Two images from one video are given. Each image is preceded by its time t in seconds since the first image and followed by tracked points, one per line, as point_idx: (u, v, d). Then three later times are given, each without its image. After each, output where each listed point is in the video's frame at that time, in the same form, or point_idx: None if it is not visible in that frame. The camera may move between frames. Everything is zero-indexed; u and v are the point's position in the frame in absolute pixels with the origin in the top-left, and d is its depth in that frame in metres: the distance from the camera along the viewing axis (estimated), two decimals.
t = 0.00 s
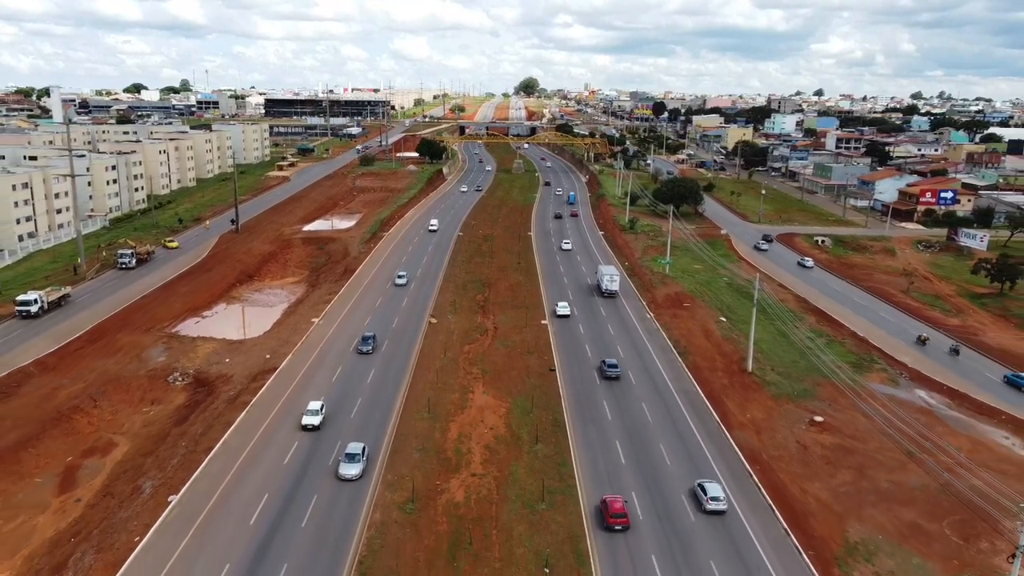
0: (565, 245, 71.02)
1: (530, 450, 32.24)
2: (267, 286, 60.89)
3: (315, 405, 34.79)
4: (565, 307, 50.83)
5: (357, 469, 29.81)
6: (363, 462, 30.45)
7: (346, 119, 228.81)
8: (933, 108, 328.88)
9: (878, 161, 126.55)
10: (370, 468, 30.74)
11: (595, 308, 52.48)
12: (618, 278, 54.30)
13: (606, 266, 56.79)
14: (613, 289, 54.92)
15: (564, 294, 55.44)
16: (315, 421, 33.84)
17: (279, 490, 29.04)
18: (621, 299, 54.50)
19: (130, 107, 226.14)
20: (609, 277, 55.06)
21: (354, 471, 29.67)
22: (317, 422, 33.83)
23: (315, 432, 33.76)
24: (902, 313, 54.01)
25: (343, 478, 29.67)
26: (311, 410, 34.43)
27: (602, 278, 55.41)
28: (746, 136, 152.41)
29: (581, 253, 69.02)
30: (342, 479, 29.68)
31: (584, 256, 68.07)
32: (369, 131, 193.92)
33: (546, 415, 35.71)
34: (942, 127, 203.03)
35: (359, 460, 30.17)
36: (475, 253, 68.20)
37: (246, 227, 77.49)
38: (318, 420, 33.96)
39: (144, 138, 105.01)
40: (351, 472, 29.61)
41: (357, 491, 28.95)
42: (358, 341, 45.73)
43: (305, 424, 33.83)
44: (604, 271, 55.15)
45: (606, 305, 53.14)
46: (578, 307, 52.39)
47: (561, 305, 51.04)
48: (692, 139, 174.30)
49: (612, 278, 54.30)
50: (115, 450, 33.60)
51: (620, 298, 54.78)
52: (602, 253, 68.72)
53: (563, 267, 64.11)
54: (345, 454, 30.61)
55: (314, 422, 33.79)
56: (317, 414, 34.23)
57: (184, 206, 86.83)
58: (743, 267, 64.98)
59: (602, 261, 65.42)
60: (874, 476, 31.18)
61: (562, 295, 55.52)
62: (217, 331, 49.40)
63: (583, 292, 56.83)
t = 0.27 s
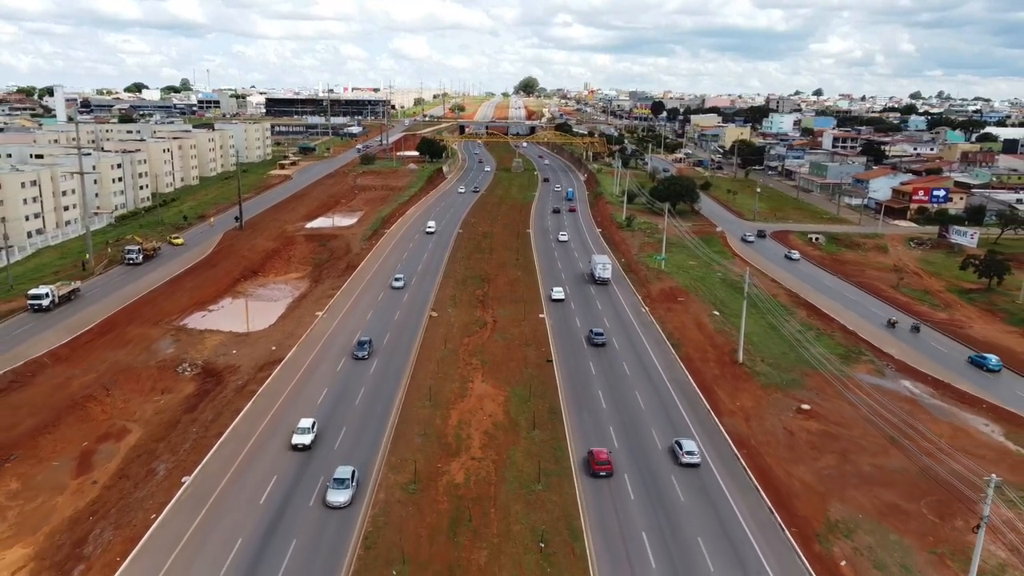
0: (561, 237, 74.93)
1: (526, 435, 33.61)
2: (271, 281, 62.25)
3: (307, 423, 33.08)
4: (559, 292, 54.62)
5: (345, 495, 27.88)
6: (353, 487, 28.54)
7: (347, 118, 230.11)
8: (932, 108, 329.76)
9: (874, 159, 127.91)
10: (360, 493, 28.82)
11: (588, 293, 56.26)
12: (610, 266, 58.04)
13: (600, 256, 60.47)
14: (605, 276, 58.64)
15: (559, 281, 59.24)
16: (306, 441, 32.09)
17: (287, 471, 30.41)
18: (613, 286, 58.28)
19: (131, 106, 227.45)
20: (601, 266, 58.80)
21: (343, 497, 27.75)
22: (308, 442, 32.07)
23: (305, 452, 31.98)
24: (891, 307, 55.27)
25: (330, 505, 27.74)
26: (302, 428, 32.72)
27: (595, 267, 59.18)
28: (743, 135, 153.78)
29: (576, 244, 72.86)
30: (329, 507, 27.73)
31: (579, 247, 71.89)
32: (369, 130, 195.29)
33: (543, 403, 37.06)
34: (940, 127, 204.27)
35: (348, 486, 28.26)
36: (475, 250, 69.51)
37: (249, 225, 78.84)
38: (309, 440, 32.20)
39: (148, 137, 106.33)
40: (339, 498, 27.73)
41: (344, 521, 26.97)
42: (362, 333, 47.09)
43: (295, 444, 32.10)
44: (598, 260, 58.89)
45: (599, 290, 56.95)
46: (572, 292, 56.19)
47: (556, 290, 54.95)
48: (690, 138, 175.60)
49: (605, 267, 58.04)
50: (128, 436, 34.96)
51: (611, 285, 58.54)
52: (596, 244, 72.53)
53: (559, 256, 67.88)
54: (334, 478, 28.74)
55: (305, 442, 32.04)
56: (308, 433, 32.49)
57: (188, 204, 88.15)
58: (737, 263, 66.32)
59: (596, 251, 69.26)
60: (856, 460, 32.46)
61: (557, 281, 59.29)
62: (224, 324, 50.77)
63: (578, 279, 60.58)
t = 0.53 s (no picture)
0: (558, 229, 78.57)
1: (525, 422, 34.88)
2: (275, 276, 63.52)
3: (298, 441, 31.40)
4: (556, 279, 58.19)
5: (334, 523, 26.12)
6: (342, 514, 26.76)
7: (347, 117, 231.28)
8: (930, 108, 330.75)
9: (870, 158, 129.18)
10: (350, 521, 27.05)
11: (583, 280, 59.76)
12: (604, 256, 61.42)
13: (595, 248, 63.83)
14: (600, 265, 62.08)
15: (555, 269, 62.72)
16: (297, 460, 30.50)
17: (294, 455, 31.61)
18: (607, 274, 61.75)
19: (133, 105, 228.55)
20: (596, 256, 62.23)
21: (331, 526, 25.98)
22: (298, 462, 30.48)
23: (295, 473, 30.37)
24: (882, 302, 56.54)
25: (318, 535, 25.94)
26: (292, 446, 31.13)
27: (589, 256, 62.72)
28: (741, 134, 155.09)
29: (572, 236, 76.46)
30: (316, 535, 25.94)
31: (575, 238, 75.37)
32: (369, 129, 196.57)
33: (541, 391, 38.34)
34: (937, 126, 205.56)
35: (337, 513, 26.51)
36: (475, 246, 70.74)
37: (253, 222, 80.07)
38: (299, 459, 30.60)
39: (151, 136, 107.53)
40: (328, 527, 25.94)
41: (333, 552, 25.17)
42: (365, 325, 48.41)
43: (284, 464, 30.51)
44: (592, 250, 62.25)
45: (593, 278, 60.47)
46: (568, 279, 59.71)
47: (552, 278, 58.60)
48: (689, 137, 176.88)
49: (599, 256, 61.38)
50: (141, 423, 36.24)
51: (605, 273, 62.00)
52: (591, 235, 75.94)
53: (556, 247, 71.37)
54: (323, 505, 26.98)
55: (295, 462, 30.44)
56: (299, 452, 30.91)
57: (192, 201, 89.37)
58: (732, 259, 67.59)
59: (591, 242, 72.76)
60: (843, 445, 33.72)
61: (554, 270, 62.69)
62: (230, 318, 52.02)
63: (573, 268, 64.00)
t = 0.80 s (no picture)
0: (557, 222, 81.69)
1: (525, 410, 36.10)
2: (280, 272, 64.75)
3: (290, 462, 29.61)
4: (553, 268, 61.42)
5: (325, 556, 24.18)
6: (333, 545, 24.83)
7: (349, 117, 232.54)
8: (929, 106, 331.93)
9: (867, 156, 130.42)
10: (341, 552, 25.14)
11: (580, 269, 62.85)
12: (599, 246, 64.34)
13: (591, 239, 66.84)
14: (595, 256, 65.08)
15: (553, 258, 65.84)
16: (288, 483, 28.68)
17: (304, 441, 32.82)
18: (602, 263, 64.82)
19: (135, 105, 229.89)
20: (592, 247, 65.26)
21: (320, 559, 24.04)
22: (289, 484, 28.64)
23: (286, 496, 28.54)
24: (874, 297, 57.78)
25: (307, 568, 24.02)
26: (284, 467, 29.35)
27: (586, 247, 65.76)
28: (739, 133, 156.41)
29: (570, 229, 79.55)
30: (305, 569, 24.04)
31: (573, 231, 78.41)
32: (371, 128, 197.89)
33: (540, 381, 39.61)
34: (935, 125, 206.90)
35: (326, 544, 24.55)
36: (476, 243, 71.98)
37: (257, 219, 81.29)
38: (291, 481, 28.78)
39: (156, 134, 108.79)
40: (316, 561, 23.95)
41: None
42: (369, 318, 49.68)
43: (276, 486, 28.70)
44: (588, 241, 65.16)
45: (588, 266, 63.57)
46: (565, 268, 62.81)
47: (549, 266, 61.83)
48: (688, 136, 178.14)
49: (594, 247, 64.29)
50: (154, 411, 37.49)
51: (601, 262, 65.06)
52: (589, 228, 78.96)
53: (554, 239, 74.53)
54: (312, 534, 25.04)
55: (286, 484, 28.61)
56: (291, 474, 29.10)
57: (197, 199, 90.59)
58: (729, 255, 68.81)
59: (588, 234, 75.73)
60: (832, 432, 34.96)
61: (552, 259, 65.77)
62: (237, 312, 53.25)
63: (571, 259, 66.86)
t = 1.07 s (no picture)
0: (557, 216, 84.82)
1: (527, 398, 37.31)
2: (286, 268, 65.97)
3: (282, 485, 27.92)
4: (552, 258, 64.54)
5: None
6: None
7: (350, 116, 233.63)
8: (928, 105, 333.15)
9: (864, 154, 131.56)
10: None
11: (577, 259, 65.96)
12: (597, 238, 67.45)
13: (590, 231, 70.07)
14: (593, 247, 68.13)
15: (552, 249, 68.98)
16: (280, 507, 27.05)
17: (313, 428, 33.88)
18: (599, 254, 67.90)
19: (138, 104, 231.13)
20: (590, 239, 68.30)
21: None
22: (281, 509, 27.01)
23: (277, 521, 26.93)
24: (868, 291, 58.98)
25: None
26: (276, 491, 27.67)
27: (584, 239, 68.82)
28: (738, 132, 157.61)
29: (569, 223, 82.67)
30: None
31: (571, 225, 81.47)
32: (372, 127, 199.11)
33: (541, 371, 40.83)
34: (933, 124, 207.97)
35: None
36: (478, 239, 73.18)
37: (262, 217, 82.45)
38: (283, 505, 27.14)
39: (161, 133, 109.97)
40: None
41: None
42: (374, 312, 50.95)
43: (267, 511, 27.09)
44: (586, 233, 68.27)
45: (586, 257, 66.60)
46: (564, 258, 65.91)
47: (548, 257, 64.94)
48: (688, 135, 179.26)
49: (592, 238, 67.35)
50: (167, 399, 38.73)
51: (598, 253, 68.15)
52: (588, 224, 80.68)
53: (553, 232, 77.66)
54: (303, 567, 23.33)
55: (279, 509, 26.99)
56: (283, 497, 27.44)
57: (202, 197, 91.78)
58: (726, 251, 69.98)
59: (586, 227, 78.72)
60: (823, 419, 36.17)
61: (551, 251, 68.75)
62: (244, 306, 54.47)
63: (569, 250, 69.91)
